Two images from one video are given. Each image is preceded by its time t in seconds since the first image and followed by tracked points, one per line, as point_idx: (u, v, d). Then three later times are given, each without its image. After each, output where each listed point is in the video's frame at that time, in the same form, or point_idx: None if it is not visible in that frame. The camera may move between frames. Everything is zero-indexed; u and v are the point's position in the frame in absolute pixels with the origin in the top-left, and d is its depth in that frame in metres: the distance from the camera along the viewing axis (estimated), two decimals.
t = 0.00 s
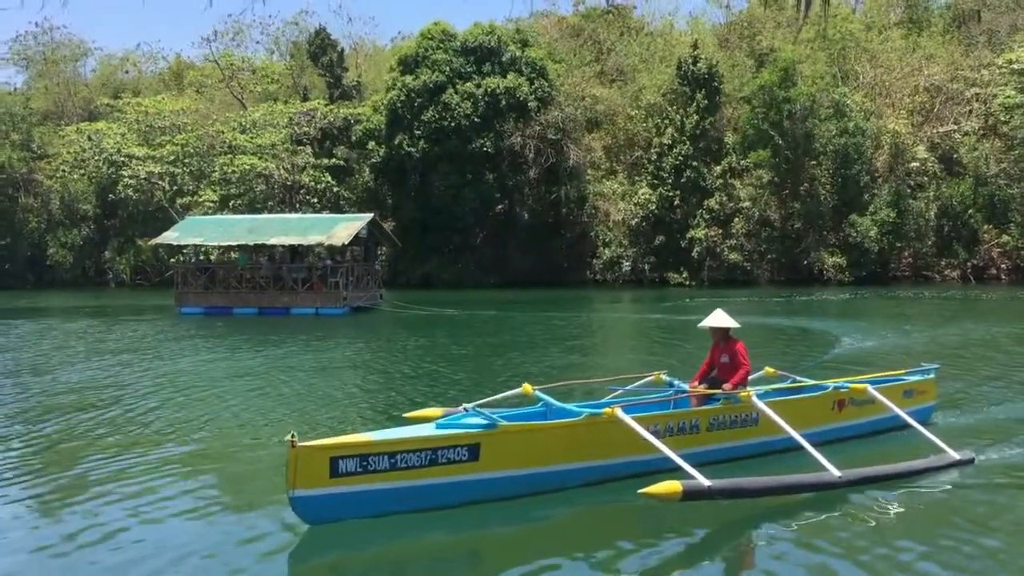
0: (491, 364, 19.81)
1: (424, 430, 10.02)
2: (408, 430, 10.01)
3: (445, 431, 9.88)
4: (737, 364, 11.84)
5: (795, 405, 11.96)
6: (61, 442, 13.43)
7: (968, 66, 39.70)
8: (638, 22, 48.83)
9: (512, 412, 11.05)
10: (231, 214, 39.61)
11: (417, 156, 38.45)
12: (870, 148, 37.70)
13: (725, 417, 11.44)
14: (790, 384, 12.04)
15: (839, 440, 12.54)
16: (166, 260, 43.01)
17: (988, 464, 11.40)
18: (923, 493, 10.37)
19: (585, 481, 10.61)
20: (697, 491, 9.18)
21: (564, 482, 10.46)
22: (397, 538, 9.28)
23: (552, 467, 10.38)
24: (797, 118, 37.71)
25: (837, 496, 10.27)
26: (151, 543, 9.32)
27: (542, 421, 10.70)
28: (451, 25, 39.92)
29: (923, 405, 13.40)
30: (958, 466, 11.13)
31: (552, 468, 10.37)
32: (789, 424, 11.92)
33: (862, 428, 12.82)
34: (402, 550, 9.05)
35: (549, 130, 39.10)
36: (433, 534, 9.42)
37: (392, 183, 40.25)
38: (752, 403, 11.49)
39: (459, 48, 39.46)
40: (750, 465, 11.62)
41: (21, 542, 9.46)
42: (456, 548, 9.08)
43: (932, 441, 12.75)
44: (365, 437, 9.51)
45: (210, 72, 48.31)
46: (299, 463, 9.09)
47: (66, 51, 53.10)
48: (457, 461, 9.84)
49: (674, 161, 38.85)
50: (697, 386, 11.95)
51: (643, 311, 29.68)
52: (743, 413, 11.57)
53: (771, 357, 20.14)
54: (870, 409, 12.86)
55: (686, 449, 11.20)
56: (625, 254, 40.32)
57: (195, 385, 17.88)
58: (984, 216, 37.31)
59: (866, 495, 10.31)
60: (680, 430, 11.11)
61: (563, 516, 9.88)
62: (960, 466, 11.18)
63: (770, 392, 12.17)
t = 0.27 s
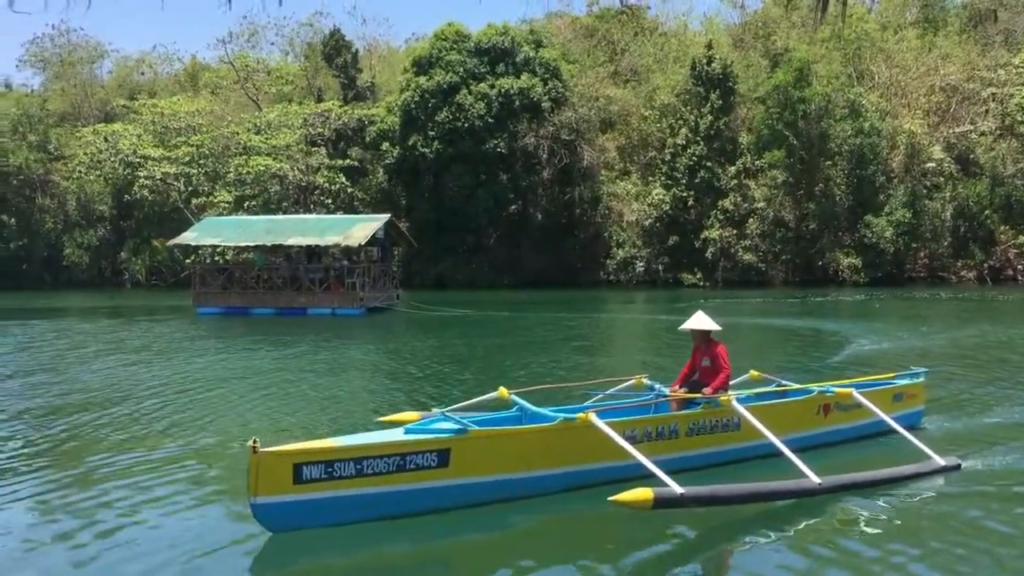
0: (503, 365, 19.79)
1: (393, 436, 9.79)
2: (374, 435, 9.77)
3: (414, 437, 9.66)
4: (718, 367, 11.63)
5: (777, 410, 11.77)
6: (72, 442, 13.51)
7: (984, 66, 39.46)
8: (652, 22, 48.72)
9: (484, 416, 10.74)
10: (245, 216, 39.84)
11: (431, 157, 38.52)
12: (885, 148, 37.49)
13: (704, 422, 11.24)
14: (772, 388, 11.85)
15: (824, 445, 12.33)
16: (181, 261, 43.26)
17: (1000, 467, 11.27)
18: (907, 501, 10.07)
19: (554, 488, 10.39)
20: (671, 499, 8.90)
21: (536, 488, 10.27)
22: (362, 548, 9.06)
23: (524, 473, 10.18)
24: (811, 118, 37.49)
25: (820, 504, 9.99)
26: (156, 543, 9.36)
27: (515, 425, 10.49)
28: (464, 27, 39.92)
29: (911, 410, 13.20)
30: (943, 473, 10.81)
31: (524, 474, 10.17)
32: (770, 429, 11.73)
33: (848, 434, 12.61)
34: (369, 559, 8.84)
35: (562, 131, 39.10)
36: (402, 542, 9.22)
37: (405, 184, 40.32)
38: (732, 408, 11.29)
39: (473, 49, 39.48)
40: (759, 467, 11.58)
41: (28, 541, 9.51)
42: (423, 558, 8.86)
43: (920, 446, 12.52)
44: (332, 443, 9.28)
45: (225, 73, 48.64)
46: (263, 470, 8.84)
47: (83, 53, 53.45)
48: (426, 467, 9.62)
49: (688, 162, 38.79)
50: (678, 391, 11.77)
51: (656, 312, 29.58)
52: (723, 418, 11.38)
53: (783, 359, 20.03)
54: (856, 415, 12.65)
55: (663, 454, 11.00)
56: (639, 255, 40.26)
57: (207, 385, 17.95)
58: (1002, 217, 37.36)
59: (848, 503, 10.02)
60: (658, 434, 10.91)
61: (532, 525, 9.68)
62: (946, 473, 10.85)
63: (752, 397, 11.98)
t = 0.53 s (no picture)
0: (521, 365, 19.64)
1: (364, 440, 9.35)
2: (344, 441, 9.32)
3: (385, 440, 9.21)
4: (701, 369, 11.01)
5: (763, 412, 11.21)
6: (90, 439, 13.48)
7: (1005, 62, 39.11)
8: (670, 20, 48.57)
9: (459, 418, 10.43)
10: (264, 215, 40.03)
11: (447, 157, 38.56)
12: (905, 146, 37.15)
13: (688, 425, 10.70)
14: (756, 390, 11.29)
15: (814, 448, 11.75)
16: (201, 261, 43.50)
17: None
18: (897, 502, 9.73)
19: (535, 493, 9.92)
20: (642, 503, 8.72)
21: (514, 493, 9.79)
22: (333, 555, 8.58)
23: (500, 478, 9.71)
24: (830, 116, 37.18)
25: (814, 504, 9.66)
26: (169, 535, 9.22)
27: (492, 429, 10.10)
28: (481, 26, 39.87)
29: (907, 411, 12.57)
30: (933, 476, 10.40)
31: (503, 479, 9.71)
32: (757, 432, 11.17)
33: (840, 436, 12.01)
34: (342, 564, 8.37)
35: (580, 130, 38.84)
36: (375, 549, 8.72)
37: (422, 183, 40.37)
38: (716, 411, 10.75)
39: (490, 48, 39.43)
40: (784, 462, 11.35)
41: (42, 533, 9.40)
42: (398, 563, 8.39)
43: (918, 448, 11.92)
44: (298, 447, 8.83)
45: (244, 74, 48.94)
46: (225, 474, 8.39)
47: (103, 54, 53.76)
48: (398, 472, 9.15)
49: (705, 160, 38.78)
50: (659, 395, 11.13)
51: (675, 311, 29.36)
52: (708, 421, 10.83)
53: (804, 359, 19.74)
54: (848, 417, 12.04)
55: (646, 458, 10.48)
56: (656, 253, 40.31)
57: (224, 384, 17.93)
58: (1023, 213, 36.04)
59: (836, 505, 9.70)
60: (639, 437, 10.41)
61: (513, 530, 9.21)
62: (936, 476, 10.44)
63: (737, 398, 11.42)
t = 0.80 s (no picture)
0: (541, 363, 19.66)
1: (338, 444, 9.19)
2: (317, 443, 9.14)
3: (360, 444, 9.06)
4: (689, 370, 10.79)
5: (753, 413, 10.98)
6: (115, 435, 13.65)
7: None
8: (692, 17, 48.38)
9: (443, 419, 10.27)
10: (287, 214, 40.37)
11: (469, 155, 38.66)
12: (931, 142, 36.76)
13: (673, 427, 10.52)
14: (747, 391, 11.06)
15: (806, 450, 11.50)
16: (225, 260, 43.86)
17: None
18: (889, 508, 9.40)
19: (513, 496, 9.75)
20: (621, 508, 8.32)
21: (493, 496, 9.62)
22: (306, 560, 8.42)
23: (479, 481, 9.54)
24: (854, 113, 36.99)
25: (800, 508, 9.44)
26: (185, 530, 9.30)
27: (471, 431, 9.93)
28: (503, 24, 39.89)
29: (902, 412, 12.30)
30: (925, 480, 10.07)
31: (479, 483, 9.53)
32: (747, 434, 10.94)
33: (833, 438, 11.76)
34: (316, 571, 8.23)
35: (601, 127, 38.76)
36: (352, 554, 8.57)
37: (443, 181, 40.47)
38: (703, 412, 10.54)
39: (512, 46, 39.41)
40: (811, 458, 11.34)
41: (71, 524, 9.54)
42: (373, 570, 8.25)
43: (912, 450, 11.68)
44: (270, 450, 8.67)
45: (268, 74, 49.28)
46: (195, 479, 8.23)
47: (128, 53, 54.17)
48: (372, 475, 8.99)
49: (728, 157, 38.63)
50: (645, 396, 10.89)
51: (697, 309, 29.26)
52: (694, 422, 10.62)
53: (822, 357, 19.63)
54: (840, 418, 11.79)
55: (630, 460, 10.28)
56: (679, 251, 40.16)
57: (247, 381, 18.07)
58: None
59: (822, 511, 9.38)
60: (624, 440, 10.21)
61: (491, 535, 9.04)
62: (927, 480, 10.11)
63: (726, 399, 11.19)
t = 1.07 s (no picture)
0: (566, 363, 19.50)
1: (317, 447, 8.69)
2: (295, 446, 8.63)
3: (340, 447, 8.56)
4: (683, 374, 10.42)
5: (750, 417, 10.51)
6: (140, 433, 13.67)
7: None
8: (721, 15, 48.11)
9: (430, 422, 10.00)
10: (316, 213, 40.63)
11: (496, 154, 38.76)
12: (964, 140, 36.29)
13: (666, 430, 10.01)
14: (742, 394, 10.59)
15: (805, 454, 11.04)
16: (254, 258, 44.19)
17: None
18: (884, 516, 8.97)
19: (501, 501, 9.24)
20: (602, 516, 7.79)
21: (479, 502, 9.11)
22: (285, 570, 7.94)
23: (466, 485, 9.03)
24: (886, 110, 36.46)
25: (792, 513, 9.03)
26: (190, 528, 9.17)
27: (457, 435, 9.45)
28: (531, 22, 39.88)
29: (904, 416, 11.91)
30: (923, 486, 9.63)
31: (465, 488, 9.01)
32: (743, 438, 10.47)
33: (833, 442, 11.29)
34: None
35: (629, 125, 38.44)
36: (333, 561, 8.10)
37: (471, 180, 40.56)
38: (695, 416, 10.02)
39: (540, 45, 39.35)
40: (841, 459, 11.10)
41: (93, 520, 9.49)
42: None
43: (917, 454, 11.24)
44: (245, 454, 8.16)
45: (297, 74, 49.60)
46: (168, 483, 7.72)
47: (159, 54, 54.80)
48: (352, 480, 8.48)
49: (758, 155, 38.36)
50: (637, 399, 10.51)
51: (725, 309, 29.00)
52: (688, 426, 10.12)
53: (848, 358, 19.34)
54: (841, 421, 11.32)
55: (620, 465, 9.79)
56: (707, 250, 40.02)
57: (272, 380, 18.07)
58: None
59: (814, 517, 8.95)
60: (614, 444, 9.71)
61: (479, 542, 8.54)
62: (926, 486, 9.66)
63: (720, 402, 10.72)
